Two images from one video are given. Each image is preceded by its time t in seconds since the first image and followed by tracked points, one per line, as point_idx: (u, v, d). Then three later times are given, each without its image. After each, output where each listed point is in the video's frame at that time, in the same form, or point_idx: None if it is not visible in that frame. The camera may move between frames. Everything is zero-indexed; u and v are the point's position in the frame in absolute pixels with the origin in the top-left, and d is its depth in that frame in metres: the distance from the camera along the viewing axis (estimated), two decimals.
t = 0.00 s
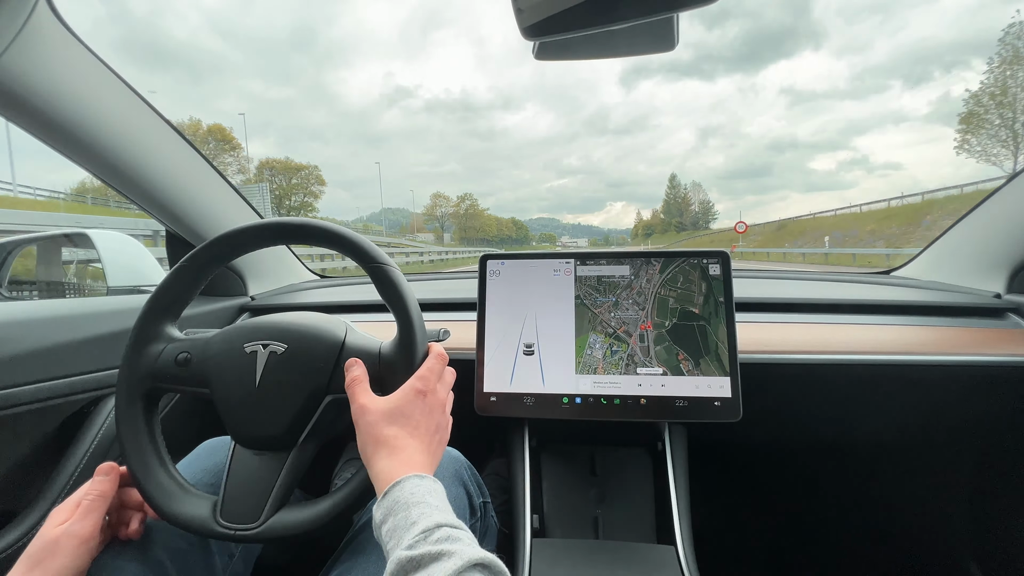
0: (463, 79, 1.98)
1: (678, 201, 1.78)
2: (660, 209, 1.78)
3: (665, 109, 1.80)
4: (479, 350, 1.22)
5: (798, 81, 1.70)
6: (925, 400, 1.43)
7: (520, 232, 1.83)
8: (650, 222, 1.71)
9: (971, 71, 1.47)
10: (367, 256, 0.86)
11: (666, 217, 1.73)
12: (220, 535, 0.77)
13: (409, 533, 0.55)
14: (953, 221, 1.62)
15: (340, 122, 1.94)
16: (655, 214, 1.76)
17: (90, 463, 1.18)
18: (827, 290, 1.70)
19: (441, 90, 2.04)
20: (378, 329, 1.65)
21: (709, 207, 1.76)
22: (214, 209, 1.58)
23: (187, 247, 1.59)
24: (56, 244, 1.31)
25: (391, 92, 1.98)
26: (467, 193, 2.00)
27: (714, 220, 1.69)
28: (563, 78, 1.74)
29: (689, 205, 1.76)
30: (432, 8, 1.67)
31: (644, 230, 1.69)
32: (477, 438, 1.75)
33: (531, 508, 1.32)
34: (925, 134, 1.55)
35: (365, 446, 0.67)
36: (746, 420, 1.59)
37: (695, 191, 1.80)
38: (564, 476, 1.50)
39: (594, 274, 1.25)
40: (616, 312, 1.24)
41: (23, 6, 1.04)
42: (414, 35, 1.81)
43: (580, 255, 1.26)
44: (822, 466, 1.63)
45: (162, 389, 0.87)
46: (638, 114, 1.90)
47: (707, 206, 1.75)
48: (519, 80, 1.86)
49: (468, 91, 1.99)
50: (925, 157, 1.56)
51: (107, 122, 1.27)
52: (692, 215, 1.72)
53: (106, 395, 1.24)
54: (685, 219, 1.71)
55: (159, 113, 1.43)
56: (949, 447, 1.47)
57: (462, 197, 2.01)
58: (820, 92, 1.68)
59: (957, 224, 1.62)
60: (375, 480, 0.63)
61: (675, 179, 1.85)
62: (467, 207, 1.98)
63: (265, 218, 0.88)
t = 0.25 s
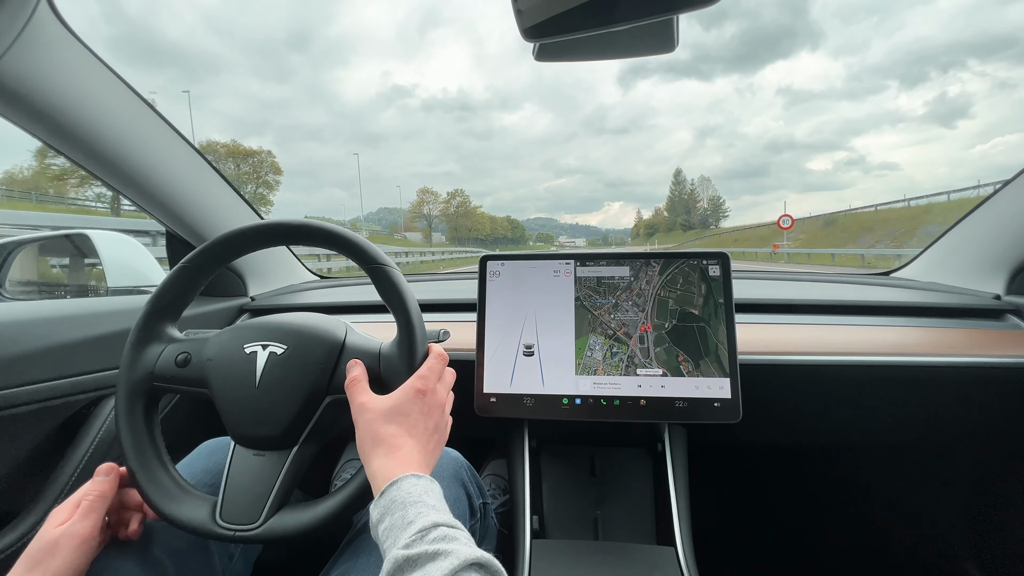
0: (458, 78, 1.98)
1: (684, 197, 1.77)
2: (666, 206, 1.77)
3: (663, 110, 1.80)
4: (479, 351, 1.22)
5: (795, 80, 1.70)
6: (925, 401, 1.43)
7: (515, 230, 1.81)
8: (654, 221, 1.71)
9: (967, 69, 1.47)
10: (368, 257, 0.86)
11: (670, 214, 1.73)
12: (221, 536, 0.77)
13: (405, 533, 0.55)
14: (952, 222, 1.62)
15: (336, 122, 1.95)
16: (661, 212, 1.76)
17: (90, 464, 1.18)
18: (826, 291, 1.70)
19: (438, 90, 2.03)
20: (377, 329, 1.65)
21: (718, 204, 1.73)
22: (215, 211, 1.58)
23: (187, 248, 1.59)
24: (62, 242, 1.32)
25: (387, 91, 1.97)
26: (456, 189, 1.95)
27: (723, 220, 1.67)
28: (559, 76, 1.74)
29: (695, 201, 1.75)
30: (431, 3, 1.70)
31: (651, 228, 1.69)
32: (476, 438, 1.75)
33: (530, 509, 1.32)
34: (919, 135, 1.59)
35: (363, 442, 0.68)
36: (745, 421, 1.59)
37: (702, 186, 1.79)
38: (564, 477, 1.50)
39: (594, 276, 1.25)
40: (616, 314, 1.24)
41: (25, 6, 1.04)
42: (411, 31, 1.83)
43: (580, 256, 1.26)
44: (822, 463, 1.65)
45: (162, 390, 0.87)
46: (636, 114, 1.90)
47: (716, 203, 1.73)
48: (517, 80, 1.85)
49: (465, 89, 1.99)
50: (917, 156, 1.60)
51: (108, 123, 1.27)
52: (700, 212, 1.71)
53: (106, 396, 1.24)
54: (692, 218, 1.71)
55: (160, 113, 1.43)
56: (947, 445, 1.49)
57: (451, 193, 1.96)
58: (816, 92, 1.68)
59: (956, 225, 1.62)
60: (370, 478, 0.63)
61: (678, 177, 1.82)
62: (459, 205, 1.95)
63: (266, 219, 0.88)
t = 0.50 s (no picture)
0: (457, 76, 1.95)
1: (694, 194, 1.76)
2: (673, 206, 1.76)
3: (661, 110, 1.80)
4: (479, 350, 1.22)
5: (793, 80, 1.70)
6: (925, 401, 1.43)
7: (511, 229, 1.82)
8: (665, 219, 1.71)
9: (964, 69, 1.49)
10: (367, 257, 0.86)
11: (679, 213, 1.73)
12: (221, 536, 0.77)
13: (407, 534, 0.55)
14: (951, 222, 1.62)
15: (335, 122, 1.90)
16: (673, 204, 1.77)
17: (90, 464, 1.18)
18: (825, 290, 1.70)
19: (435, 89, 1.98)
20: (377, 329, 1.65)
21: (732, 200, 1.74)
22: (215, 211, 1.58)
23: (187, 248, 1.59)
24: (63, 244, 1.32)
25: (385, 90, 1.96)
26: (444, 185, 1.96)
27: (736, 215, 1.70)
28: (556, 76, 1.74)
29: (702, 196, 1.75)
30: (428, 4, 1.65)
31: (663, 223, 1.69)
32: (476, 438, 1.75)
33: (529, 508, 1.32)
34: (916, 135, 1.62)
35: (364, 443, 0.67)
36: (745, 420, 1.59)
37: (713, 181, 1.77)
38: (564, 476, 1.50)
39: (594, 275, 1.26)
40: (616, 314, 1.24)
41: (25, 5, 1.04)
42: (408, 31, 1.82)
43: (580, 256, 1.26)
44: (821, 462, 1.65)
45: (162, 390, 0.87)
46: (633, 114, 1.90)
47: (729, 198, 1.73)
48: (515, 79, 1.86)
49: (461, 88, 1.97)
50: (912, 157, 1.65)
51: (107, 123, 1.27)
52: (710, 210, 1.72)
53: (106, 396, 1.24)
54: (705, 215, 1.71)
55: (159, 113, 1.43)
56: (948, 444, 1.48)
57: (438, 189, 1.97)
58: (814, 91, 1.70)
59: (955, 224, 1.62)
60: (373, 480, 0.63)
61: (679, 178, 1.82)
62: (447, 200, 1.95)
63: (266, 220, 0.88)
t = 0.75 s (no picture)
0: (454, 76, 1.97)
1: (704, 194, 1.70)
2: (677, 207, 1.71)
3: (659, 111, 1.80)
4: (479, 349, 1.22)
5: (791, 80, 1.69)
6: (927, 403, 1.43)
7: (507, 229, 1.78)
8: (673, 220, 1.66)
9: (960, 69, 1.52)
10: (367, 255, 0.86)
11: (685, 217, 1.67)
12: (220, 535, 0.77)
13: (421, 536, 0.55)
14: (950, 221, 1.62)
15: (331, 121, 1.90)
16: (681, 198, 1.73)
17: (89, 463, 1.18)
18: (824, 290, 1.71)
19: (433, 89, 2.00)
20: (376, 328, 1.65)
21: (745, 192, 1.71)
22: (215, 210, 1.58)
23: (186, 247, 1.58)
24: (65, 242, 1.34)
25: (382, 89, 1.92)
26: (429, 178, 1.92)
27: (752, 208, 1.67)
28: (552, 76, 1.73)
29: (712, 192, 1.70)
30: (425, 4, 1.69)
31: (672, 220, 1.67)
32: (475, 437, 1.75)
33: (528, 508, 1.32)
34: (911, 136, 1.63)
35: (375, 443, 0.67)
36: (743, 420, 1.59)
37: (725, 174, 1.74)
38: (564, 476, 1.50)
39: (594, 274, 1.25)
40: (615, 314, 1.24)
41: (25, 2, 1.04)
42: (407, 29, 1.79)
43: (580, 255, 1.26)
44: (819, 463, 1.65)
45: (161, 388, 0.87)
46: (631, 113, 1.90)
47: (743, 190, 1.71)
48: (513, 78, 1.85)
49: (459, 87, 1.99)
50: (908, 158, 1.66)
51: (107, 122, 1.27)
52: (722, 208, 1.66)
53: (105, 394, 1.24)
54: (718, 211, 1.66)
55: (159, 113, 1.43)
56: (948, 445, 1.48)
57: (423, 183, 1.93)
58: (810, 92, 1.69)
59: (954, 224, 1.62)
60: (387, 480, 0.64)
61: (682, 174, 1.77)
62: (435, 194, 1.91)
63: (265, 218, 0.88)
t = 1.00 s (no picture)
0: (451, 76, 1.92)
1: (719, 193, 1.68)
2: (683, 207, 1.70)
3: (655, 111, 1.78)
4: (478, 350, 1.21)
5: (787, 80, 1.67)
6: (921, 403, 1.43)
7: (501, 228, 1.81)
8: (683, 221, 1.67)
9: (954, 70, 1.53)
10: (367, 256, 0.86)
11: (695, 219, 1.67)
12: (218, 536, 0.76)
13: (452, 545, 0.55)
14: (949, 223, 1.63)
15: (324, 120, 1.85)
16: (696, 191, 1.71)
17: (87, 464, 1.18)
18: (823, 291, 1.71)
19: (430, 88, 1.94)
20: (375, 328, 1.64)
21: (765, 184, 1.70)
22: (213, 210, 1.58)
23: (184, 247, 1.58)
24: (66, 241, 1.36)
25: (378, 89, 1.86)
26: (411, 174, 1.91)
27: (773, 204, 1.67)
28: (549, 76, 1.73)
29: (712, 195, 1.69)
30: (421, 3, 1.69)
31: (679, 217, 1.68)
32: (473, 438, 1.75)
33: (527, 509, 1.32)
34: (908, 136, 1.62)
35: (405, 447, 0.68)
36: (742, 421, 1.59)
37: (739, 167, 1.71)
38: (563, 477, 1.50)
39: (593, 275, 1.25)
40: (614, 315, 1.24)
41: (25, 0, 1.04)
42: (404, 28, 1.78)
43: (579, 255, 1.26)
44: (818, 464, 1.64)
45: (159, 389, 0.87)
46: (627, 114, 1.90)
47: (760, 182, 1.70)
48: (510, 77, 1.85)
49: (456, 86, 1.92)
50: (905, 157, 1.65)
51: (107, 122, 1.27)
52: (738, 205, 1.66)
53: (103, 394, 1.23)
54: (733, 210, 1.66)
55: (158, 113, 1.43)
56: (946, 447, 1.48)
57: (406, 179, 1.92)
58: (807, 92, 1.67)
59: (953, 226, 1.63)
60: (414, 488, 0.64)
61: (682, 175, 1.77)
62: (421, 189, 1.89)
63: (264, 218, 0.88)
